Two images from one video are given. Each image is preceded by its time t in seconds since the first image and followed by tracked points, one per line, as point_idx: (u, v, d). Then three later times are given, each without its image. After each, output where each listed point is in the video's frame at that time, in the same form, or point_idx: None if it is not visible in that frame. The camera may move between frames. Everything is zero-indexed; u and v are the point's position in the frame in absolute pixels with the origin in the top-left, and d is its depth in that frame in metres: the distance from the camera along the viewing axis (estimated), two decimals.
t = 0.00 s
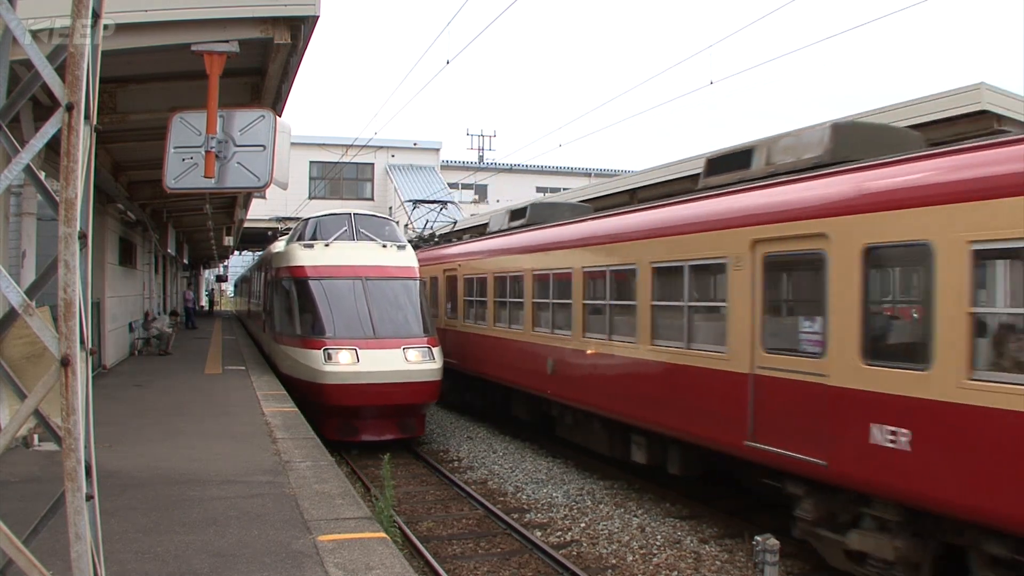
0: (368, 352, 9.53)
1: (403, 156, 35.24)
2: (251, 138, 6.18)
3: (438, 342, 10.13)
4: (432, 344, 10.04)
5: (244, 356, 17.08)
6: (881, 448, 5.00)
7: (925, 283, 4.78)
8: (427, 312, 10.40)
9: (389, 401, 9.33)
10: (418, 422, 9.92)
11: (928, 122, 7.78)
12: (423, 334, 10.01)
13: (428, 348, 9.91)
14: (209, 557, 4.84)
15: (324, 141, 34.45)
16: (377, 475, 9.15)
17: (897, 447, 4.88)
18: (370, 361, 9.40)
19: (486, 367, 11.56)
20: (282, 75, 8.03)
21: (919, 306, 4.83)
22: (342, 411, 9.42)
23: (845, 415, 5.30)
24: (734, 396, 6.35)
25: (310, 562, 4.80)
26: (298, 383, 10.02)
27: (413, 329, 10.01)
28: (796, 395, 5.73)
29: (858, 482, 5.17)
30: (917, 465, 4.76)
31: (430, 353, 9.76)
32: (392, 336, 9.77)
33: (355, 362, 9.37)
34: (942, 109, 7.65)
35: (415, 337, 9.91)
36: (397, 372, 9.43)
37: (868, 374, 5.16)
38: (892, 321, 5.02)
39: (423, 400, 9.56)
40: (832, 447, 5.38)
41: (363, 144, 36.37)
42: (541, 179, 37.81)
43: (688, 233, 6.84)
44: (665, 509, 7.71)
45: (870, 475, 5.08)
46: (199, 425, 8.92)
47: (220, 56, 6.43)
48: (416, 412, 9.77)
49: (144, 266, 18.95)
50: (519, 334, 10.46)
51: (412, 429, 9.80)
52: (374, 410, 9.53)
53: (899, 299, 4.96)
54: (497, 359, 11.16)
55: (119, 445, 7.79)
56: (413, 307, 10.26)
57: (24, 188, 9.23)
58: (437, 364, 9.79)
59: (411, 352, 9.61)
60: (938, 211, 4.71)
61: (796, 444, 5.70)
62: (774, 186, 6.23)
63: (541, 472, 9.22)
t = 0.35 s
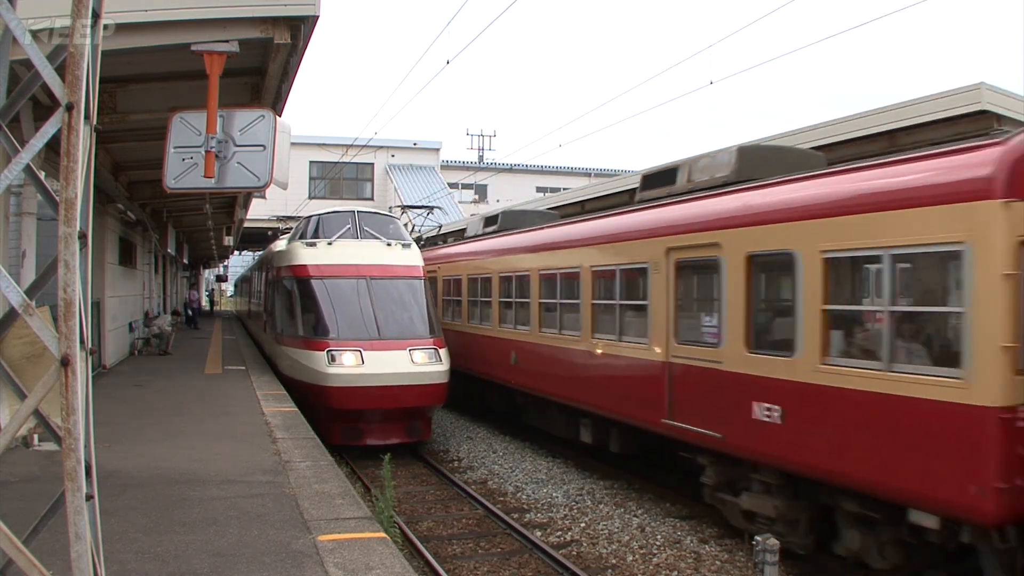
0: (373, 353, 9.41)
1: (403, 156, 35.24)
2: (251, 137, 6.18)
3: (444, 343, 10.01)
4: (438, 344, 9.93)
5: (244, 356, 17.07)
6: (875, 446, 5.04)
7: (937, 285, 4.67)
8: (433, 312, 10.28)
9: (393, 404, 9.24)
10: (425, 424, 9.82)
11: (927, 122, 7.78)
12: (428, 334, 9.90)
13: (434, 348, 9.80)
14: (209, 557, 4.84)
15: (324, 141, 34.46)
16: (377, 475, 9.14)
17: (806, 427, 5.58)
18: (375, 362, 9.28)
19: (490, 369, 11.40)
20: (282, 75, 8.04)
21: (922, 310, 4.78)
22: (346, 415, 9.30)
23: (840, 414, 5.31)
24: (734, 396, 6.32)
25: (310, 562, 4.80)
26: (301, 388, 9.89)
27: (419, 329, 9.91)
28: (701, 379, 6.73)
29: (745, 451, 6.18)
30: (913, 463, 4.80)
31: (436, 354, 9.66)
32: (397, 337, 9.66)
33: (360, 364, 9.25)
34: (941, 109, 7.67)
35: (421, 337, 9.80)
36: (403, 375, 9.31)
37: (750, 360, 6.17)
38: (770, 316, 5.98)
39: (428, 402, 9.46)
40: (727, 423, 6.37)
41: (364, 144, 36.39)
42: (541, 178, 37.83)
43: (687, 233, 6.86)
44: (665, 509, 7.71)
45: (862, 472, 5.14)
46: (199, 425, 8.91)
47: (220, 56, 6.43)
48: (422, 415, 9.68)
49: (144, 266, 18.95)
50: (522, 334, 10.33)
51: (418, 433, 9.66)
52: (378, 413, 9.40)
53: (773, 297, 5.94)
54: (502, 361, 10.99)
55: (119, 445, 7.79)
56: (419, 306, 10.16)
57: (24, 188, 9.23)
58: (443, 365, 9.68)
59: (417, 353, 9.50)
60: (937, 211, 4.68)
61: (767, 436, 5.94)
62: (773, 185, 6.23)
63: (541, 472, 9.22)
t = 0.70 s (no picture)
0: (377, 355, 9.36)
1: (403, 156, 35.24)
2: (251, 137, 6.18)
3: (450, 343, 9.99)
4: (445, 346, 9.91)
5: (243, 356, 17.05)
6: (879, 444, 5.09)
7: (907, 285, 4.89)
8: (438, 312, 10.28)
9: (398, 407, 9.17)
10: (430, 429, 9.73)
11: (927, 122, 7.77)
12: (434, 335, 9.89)
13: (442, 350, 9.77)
14: (209, 556, 4.84)
15: (324, 141, 34.45)
16: (377, 475, 9.14)
17: (811, 427, 5.60)
18: (380, 364, 9.24)
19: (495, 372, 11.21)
20: (282, 75, 8.03)
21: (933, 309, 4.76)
22: (353, 419, 9.22)
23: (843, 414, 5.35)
24: (738, 396, 6.32)
25: (310, 562, 4.80)
26: (303, 391, 9.81)
27: (424, 329, 9.89)
28: (635, 369, 7.73)
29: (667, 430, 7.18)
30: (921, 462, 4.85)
31: (443, 356, 9.62)
32: (402, 339, 9.64)
33: (365, 366, 9.20)
34: (941, 109, 7.67)
35: (427, 338, 9.79)
36: (409, 378, 9.25)
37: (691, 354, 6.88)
38: (686, 314, 6.95)
39: (433, 406, 9.40)
40: (654, 407, 7.36)
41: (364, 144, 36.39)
42: (541, 179, 37.84)
43: (688, 233, 6.86)
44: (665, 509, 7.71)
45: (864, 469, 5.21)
46: (199, 425, 8.91)
47: (220, 56, 6.43)
48: (427, 419, 9.62)
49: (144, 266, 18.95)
50: (526, 335, 10.19)
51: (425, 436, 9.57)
52: (384, 416, 9.33)
53: (689, 297, 6.90)
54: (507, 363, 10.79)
55: (119, 445, 7.79)
56: (424, 306, 10.15)
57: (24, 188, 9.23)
58: (450, 367, 9.63)
59: (423, 355, 9.47)
60: (944, 211, 4.72)
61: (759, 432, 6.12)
62: (773, 185, 6.22)
63: (541, 472, 9.22)
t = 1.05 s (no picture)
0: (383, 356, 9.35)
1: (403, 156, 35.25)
2: (252, 138, 6.18)
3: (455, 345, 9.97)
4: (450, 348, 9.90)
5: (243, 355, 17.07)
6: (882, 445, 5.06)
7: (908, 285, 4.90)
8: (442, 312, 10.27)
9: (403, 411, 9.14)
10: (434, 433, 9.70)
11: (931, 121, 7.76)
12: (439, 337, 9.88)
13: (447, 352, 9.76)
14: (209, 556, 4.84)
15: (324, 141, 34.45)
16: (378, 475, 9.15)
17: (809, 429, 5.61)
18: (384, 366, 9.22)
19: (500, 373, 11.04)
20: (282, 75, 8.03)
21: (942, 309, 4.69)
22: (357, 422, 9.20)
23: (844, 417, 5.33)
24: (737, 397, 6.30)
25: (310, 562, 4.80)
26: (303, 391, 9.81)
27: (428, 330, 9.88)
28: (584, 361, 8.68)
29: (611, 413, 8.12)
30: (921, 466, 4.79)
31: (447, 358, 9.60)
32: (406, 340, 9.63)
33: (369, 368, 9.18)
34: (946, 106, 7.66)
35: (431, 340, 9.78)
36: (414, 381, 9.23)
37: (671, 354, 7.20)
38: (625, 312, 7.88)
39: (439, 410, 9.37)
40: (600, 395, 8.30)
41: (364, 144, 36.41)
42: (541, 179, 37.86)
43: (688, 234, 6.88)
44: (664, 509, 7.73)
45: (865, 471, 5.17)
46: (199, 426, 8.92)
47: (220, 56, 6.43)
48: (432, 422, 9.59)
49: (144, 266, 18.95)
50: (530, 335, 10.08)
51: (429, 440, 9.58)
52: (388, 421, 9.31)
53: (667, 296, 7.24)
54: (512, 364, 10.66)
55: (119, 445, 7.80)
56: (428, 307, 10.14)
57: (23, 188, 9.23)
58: (456, 370, 9.61)
59: (428, 357, 9.45)
60: (942, 210, 4.70)
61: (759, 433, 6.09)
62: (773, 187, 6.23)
63: (541, 472, 9.23)
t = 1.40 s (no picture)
0: (386, 357, 9.34)
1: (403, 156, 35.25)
2: (251, 137, 6.18)
3: (460, 346, 9.97)
4: (456, 349, 9.89)
5: (243, 356, 17.06)
6: (881, 442, 5.08)
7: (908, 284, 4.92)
8: (446, 313, 10.27)
9: (408, 414, 9.13)
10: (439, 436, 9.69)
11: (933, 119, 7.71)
12: (443, 337, 9.87)
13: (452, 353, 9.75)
14: (209, 556, 4.85)
15: (324, 141, 34.45)
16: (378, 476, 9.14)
17: (810, 428, 5.64)
18: (388, 367, 9.22)
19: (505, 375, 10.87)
20: (282, 76, 8.03)
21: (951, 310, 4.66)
22: (361, 426, 9.16)
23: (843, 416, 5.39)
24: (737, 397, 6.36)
25: (310, 562, 4.81)
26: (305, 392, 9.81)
27: (433, 331, 9.89)
28: (543, 354, 9.73)
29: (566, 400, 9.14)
30: (921, 464, 4.81)
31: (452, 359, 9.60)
32: (411, 341, 9.62)
33: (373, 370, 9.17)
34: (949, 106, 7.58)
35: (436, 340, 9.78)
36: (418, 383, 9.21)
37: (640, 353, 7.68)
38: (577, 311, 8.87)
39: (444, 412, 9.35)
40: (555, 383, 9.38)
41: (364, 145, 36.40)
42: (540, 179, 37.88)
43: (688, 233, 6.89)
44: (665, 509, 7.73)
45: (865, 469, 5.20)
46: (199, 426, 8.92)
47: (220, 56, 6.42)
48: (437, 424, 9.58)
49: (144, 266, 18.95)
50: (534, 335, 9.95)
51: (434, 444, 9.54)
52: (393, 424, 9.27)
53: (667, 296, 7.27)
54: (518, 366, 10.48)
55: (119, 446, 7.80)
56: (432, 307, 10.15)
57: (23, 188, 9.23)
58: (461, 371, 9.61)
59: (433, 358, 9.46)
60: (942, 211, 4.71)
61: (728, 425, 6.49)
62: (775, 186, 6.23)
63: (541, 472, 9.24)
